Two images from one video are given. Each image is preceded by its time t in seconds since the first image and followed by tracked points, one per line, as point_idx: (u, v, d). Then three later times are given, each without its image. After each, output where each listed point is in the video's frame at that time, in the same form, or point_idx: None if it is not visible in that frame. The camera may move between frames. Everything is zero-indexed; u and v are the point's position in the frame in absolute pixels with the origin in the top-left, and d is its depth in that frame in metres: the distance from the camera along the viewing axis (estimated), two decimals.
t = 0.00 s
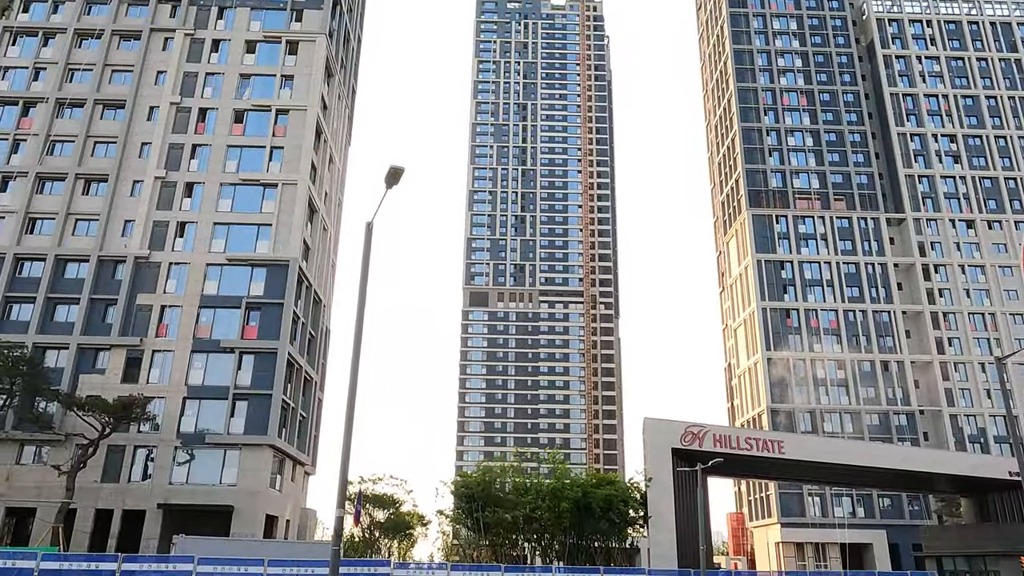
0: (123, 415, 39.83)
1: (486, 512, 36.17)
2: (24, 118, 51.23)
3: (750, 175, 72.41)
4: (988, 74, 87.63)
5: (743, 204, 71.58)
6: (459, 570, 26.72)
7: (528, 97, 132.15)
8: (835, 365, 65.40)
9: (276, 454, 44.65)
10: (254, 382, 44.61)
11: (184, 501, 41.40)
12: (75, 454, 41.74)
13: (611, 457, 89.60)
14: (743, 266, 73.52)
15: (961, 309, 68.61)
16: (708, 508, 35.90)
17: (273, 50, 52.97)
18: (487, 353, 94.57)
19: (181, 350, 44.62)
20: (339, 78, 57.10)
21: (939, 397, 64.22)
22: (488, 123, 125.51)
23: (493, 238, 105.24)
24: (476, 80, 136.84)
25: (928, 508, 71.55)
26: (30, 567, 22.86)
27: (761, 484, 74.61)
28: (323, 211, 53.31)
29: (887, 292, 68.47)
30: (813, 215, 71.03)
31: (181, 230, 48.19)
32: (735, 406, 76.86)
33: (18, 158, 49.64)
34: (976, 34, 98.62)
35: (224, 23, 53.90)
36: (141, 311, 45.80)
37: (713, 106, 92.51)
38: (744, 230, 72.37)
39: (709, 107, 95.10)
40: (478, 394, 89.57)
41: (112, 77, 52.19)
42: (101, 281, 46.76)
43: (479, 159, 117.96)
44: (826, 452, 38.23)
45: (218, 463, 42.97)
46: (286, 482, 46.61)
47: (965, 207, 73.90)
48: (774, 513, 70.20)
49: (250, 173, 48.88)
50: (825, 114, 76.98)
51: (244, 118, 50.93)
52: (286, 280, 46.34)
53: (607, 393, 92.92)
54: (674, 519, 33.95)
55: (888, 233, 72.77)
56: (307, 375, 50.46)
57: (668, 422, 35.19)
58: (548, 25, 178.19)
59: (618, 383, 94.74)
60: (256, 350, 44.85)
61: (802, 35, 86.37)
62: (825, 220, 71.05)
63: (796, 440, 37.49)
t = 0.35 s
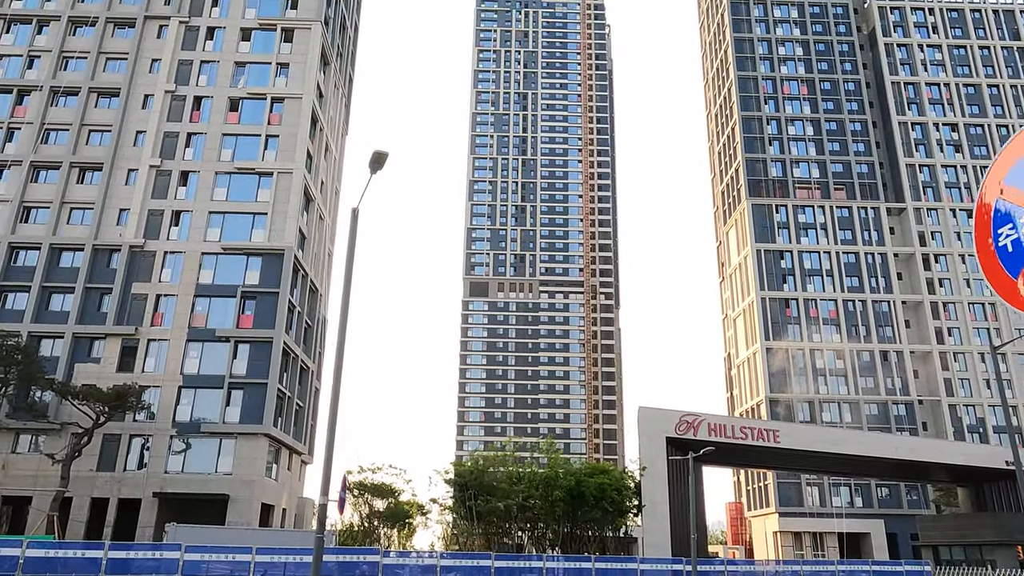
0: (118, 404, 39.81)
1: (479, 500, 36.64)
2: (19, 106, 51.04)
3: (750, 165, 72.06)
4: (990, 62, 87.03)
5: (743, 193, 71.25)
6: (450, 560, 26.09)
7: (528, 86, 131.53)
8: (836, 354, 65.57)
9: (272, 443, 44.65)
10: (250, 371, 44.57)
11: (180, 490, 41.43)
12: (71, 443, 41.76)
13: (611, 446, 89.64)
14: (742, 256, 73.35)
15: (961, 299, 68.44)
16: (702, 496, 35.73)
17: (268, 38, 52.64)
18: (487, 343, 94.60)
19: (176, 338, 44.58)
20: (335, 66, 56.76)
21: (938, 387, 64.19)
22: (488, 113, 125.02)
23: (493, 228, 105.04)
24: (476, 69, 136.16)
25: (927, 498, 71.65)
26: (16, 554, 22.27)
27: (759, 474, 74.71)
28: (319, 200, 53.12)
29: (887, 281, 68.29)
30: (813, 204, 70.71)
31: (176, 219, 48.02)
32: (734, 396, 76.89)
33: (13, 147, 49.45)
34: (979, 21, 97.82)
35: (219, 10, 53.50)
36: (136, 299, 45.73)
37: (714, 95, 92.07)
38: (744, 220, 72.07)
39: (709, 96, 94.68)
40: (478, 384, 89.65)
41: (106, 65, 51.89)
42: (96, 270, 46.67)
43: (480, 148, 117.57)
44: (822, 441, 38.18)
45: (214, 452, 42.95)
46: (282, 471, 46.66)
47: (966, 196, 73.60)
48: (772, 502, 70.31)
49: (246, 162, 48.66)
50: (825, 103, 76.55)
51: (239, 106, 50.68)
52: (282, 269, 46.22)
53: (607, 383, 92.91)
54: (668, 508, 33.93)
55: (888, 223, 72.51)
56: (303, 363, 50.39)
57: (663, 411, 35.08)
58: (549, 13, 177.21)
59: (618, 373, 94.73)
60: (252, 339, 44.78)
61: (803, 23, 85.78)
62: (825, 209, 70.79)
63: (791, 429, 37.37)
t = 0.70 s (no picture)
0: (109, 394, 39.71)
1: (469, 490, 36.48)
2: (10, 95, 50.78)
3: (748, 153, 71.71)
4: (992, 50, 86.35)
5: (741, 182, 70.94)
6: (437, 550, 25.87)
7: (527, 75, 130.86)
8: (831, 344, 65.42)
9: (266, 433, 44.56)
10: (242, 361, 44.44)
11: (172, 480, 41.36)
12: (62, 433, 41.69)
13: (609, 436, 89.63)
14: (740, 245, 73.14)
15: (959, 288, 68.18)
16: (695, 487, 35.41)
17: (261, 25, 52.21)
18: (486, 333, 94.56)
19: (169, 328, 44.46)
20: (329, 54, 56.39)
21: (935, 376, 64.14)
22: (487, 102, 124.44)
23: (492, 218, 104.76)
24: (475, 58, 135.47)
25: (924, 487, 71.72)
26: None
27: (756, 464, 74.78)
28: (313, 189, 52.87)
29: (885, 271, 68.08)
30: (812, 193, 70.38)
31: (169, 208, 47.78)
32: (731, 386, 76.90)
33: (4, 136, 49.20)
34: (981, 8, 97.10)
35: None
36: (129, 289, 45.56)
37: (712, 84, 91.57)
38: (741, 209, 71.74)
39: (708, 84, 94.18)
40: (476, 374, 89.68)
41: (98, 54, 51.50)
42: (88, 260, 46.49)
43: (478, 138, 117.13)
44: (815, 431, 38.01)
45: (206, 442, 42.84)
46: (276, 461, 46.59)
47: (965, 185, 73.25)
48: (768, 491, 70.37)
49: (238, 151, 48.39)
50: (824, 91, 76.03)
51: (231, 95, 50.37)
52: (274, 259, 46.06)
53: (606, 373, 92.81)
54: (660, 497, 33.84)
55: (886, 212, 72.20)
56: (297, 353, 50.29)
57: (656, 400, 34.92)
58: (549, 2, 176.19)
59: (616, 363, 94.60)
60: (245, 329, 44.64)
61: (802, 11, 85.13)
62: (823, 198, 70.47)
63: (785, 419, 37.25)
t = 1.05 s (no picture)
0: (99, 380, 39.66)
1: (456, 477, 36.46)
2: None
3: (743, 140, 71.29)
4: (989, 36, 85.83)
5: (736, 169, 70.64)
6: (420, 535, 24.96)
7: (523, 61, 130.16)
8: (826, 332, 65.43)
9: (257, 419, 44.53)
10: (233, 347, 44.31)
11: (163, 466, 41.31)
12: (51, 419, 41.59)
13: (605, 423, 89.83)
14: (735, 232, 72.98)
15: (953, 276, 68.11)
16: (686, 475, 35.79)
17: (251, 10, 51.77)
18: (482, 321, 94.63)
19: (159, 315, 44.36)
20: (321, 39, 55.94)
21: (929, 363, 64.42)
22: (483, 90, 123.69)
23: (488, 206, 104.49)
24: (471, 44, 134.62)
25: (916, 474, 72.19)
26: None
27: (749, 451, 75.05)
28: (304, 174, 52.66)
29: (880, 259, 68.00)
30: (807, 180, 70.11)
31: (158, 194, 47.43)
32: (725, 373, 76.98)
33: None
34: None
35: None
36: (119, 276, 45.36)
37: (708, 70, 91.08)
38: (736, 196, 71.44)
39: (704, 70, 93.70)
40: (473, 362, 89.83)
41: (86, 38, 51.04)
42: (77, 246, 46.26)
43: (474, 125, 116.57)
44: (804, 418, 38.07)
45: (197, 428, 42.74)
46: (267, 447, 46.59)
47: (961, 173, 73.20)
48: (761, 478, 70.58)
49: (228, 136, 48.05)
50: (820, 77, 75.65)
51: (221, 80, 50.04)
52: (265, 245, 45.89)
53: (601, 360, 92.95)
54: (648, 483, 33.87)
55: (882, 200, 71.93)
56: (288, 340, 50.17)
57: (645, 387, 34.79)
58: None
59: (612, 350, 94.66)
60: (235, 316, 44.52)
61: None
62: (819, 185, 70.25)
63: (775, 405, 37.31)
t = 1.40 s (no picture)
0: (80, 365, 39.51)
1: (439, 463, 36.36)
2: None
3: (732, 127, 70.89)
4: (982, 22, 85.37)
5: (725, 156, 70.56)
6: (398, 520, 24.90)
7: (515, 47, 129.42)
8: (813, 319, 65.67)
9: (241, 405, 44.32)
10: (216, 332, 43.98)
11: (146, 452, 41.11)
12: (32, 404, 41.33)
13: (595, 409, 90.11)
14: (724, 220, 73.02)
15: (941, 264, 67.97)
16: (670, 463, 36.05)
17: None
18: (472, 308, 94.70)
19: (142, 300, 44.09)
20: (306, 21, 55.25)
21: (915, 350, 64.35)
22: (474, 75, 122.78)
23: (478, 192, 104.19)
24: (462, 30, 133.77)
25: (901, 460, 72.82)
26: None
27: (737, 437, 75.54)
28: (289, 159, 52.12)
29: (868, 247, 67.91)
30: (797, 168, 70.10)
31: (141, 178, 46.98)
32: (714, 359, 77.24)
33: None
34: None
35: None
36: (101, 260, 45.00)
37: (700, 56, 90.65)
38: (726, 183, 71.49)
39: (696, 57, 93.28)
40: (463, 348, 90.02)
41: (67, 19, 50.41)
42: (59, 230, 45.80)
43: (465, 111, 116.00)
44: (788, 404, 38.17)
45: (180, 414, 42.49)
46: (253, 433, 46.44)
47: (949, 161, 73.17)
48: (748, 464, 71.02)
49: (211, 120, 47.48)
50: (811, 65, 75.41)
51: (205, 63, 49.42)
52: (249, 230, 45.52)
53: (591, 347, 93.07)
54: (632, 468, 33.81)
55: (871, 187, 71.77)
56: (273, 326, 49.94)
57: (629, 373, 34.77)
58: None
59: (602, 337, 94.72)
60: (219, 301, 44.15)
61: None
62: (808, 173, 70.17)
63: (759, 391, 37.48)
